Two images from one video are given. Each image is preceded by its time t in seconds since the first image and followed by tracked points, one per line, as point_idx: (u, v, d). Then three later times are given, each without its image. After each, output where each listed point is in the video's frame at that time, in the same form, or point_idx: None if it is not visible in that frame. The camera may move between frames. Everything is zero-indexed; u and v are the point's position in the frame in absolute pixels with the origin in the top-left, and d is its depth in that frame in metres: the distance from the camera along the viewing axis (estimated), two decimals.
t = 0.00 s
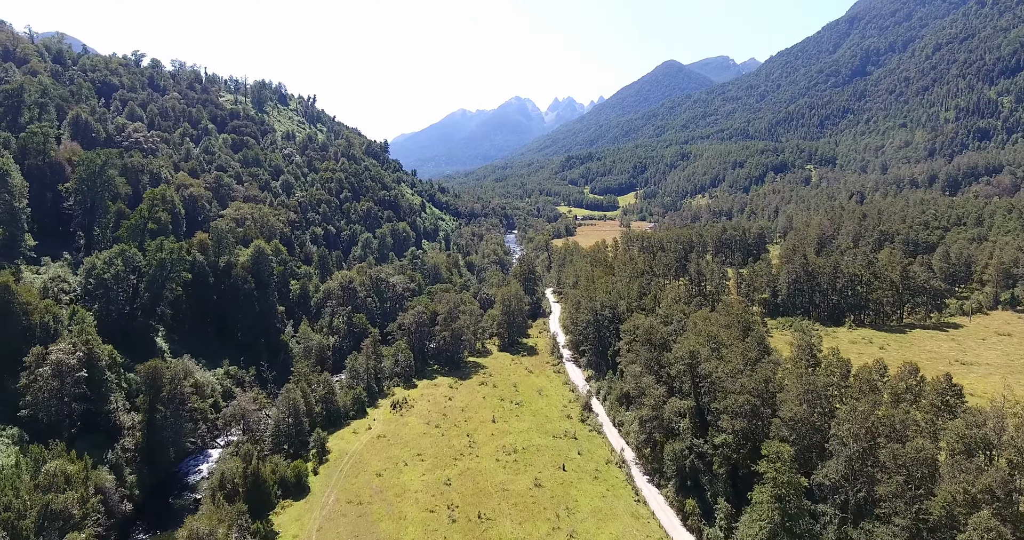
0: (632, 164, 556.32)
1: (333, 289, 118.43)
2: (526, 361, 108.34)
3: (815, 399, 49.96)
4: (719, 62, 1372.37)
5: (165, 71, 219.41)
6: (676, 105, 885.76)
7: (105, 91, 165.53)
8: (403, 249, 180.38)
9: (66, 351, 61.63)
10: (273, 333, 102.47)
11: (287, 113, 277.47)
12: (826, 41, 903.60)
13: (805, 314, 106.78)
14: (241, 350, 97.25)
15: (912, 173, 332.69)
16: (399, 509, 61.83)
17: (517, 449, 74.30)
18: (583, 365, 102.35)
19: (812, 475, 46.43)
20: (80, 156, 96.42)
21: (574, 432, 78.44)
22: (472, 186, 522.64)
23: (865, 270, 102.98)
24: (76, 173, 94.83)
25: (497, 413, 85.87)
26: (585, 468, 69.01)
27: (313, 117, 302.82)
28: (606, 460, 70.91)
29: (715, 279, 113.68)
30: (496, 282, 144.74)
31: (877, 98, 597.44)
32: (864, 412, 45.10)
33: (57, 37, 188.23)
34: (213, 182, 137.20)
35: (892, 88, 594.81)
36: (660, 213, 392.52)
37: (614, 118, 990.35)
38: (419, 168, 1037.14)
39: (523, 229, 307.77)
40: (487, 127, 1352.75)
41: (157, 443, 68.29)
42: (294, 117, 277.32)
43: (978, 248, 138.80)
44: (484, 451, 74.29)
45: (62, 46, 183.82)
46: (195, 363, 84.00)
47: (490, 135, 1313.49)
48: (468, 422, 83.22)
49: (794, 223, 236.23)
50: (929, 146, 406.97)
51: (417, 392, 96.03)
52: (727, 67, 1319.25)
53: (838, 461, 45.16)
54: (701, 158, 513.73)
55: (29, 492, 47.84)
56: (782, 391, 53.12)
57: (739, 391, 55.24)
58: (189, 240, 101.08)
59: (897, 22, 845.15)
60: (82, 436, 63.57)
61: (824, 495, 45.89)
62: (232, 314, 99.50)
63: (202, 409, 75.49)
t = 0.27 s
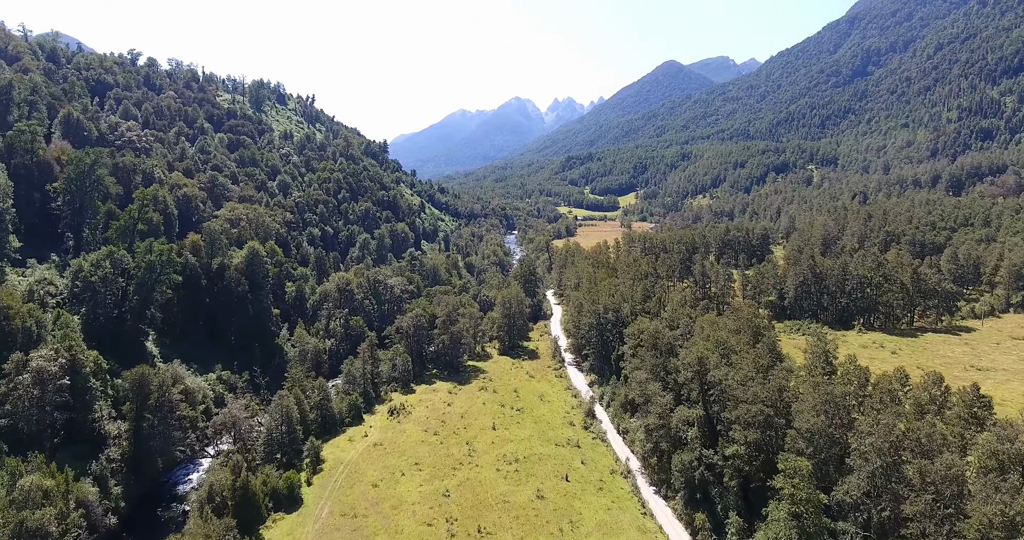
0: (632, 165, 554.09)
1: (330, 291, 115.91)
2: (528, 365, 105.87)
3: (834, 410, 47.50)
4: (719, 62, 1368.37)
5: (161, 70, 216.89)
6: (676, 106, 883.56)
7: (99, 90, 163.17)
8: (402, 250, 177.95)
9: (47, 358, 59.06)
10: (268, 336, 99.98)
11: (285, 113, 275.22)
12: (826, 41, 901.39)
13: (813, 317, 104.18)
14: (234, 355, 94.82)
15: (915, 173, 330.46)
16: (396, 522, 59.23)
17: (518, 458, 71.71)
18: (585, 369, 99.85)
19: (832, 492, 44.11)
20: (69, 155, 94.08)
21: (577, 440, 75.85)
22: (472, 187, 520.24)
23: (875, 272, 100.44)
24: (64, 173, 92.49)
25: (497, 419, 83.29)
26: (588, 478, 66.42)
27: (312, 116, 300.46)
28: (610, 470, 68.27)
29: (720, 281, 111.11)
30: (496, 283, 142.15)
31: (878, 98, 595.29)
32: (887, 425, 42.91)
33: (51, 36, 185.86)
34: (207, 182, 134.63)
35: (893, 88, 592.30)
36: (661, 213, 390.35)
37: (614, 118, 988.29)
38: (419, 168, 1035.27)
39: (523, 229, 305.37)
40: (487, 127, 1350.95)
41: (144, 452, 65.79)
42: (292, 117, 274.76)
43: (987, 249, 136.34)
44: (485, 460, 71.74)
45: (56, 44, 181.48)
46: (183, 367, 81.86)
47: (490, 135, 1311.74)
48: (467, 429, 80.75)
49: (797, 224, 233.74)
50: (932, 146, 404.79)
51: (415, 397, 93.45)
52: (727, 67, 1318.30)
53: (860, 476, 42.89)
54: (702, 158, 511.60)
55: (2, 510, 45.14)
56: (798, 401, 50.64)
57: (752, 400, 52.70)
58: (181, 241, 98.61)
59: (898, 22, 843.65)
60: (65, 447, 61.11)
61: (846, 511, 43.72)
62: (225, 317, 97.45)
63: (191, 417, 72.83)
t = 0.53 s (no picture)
0: (633, 165, 551.39)
1: (326, 294, 113.15)
2: (529, 369, 103.13)
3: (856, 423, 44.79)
4: (719, 62, 1366.21)
5: (157, 69, 214.17)
6: (676, 106, 881.11)
7: (92, 89, 160.56)
8: (401, 251, 175.31)
9: (25, 367, 56.26)
10: (262, 341, 97.34)
11: (283, 112, 272.50)
12: (827, 41, 898.49)
13: (822, 320, 101.33)
14: (226, 360, 92.10)
15: (918, 173, 327.84)
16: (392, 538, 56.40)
17: (519, 468, 68.93)
18: (588, 374, 97.07)
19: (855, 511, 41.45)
20: (57, 154, 91.51)
21: (581, 449, 73.01)
22: (472, 187, 517.54)
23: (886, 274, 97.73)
24: (51, 172, 90.01)
25: (498, 427, 80.50)
26: (593, 490, 63.54)
27: (310, 116, 297.72)
28: (616, 481, 65.41)
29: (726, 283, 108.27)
30: (496, 285, 139.35)
31: (879, 98, 592.77)
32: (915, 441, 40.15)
33: (44, 34, 183.16)
34: (201, 182, 131.82)
35: (895, 87, 589.34)
36: (662, 213, 387.75)
37: (614, 118, 985.77)
38: (419, 169, 1032.92)
39: (523, 230, 302.71)
40: (487, 127, 1348.61)
41: (129, 464, 62.80)
42: (290, 116, 272.01)
43: (997, 250, 133.52)
44: (485, 470, 68.97)
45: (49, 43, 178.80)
46: (173, 374, 79.02)
47: (490, 136, 1309.47)
48: (467, 437, 78.00)
49: (800, 224, 230.88)
50: (934, 145, 402.18)
51: (413, 403, 90.64)
52: (727, 67, 1316.08)
53: (886, 495, 40.19)
54: (703, 158, 509.03)
55: None
56: (817, 413, 47.93)
57: (767, 411, 50.00)
58: (172, 243, 95.91)
59: (898, 22, 841.57)
60: (46, 458, 58.34)
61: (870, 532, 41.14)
62: (218, 320, 94.51)
63: (179, 426, 69.96)
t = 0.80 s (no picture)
0: (634, 165, 548.19)
1: (321, 297, 109.97)
2: (531, 376, 99.78)
3: (886, 441, 41.54)
4: (719, 62, 1363.70)
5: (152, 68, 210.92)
6: (677, 106, 878.32)
7: (84, 87, 157.34)
8: (399, 253, 172.00)
9: None
10: (254, 347, 94.25)
11: (281, 112, 269.34)
12: (827, 41, 895.47)
13: (833, 324, 98.05)
14: (216, 368, 89.00)
15: (922, 173, 324.67)
16: None
17: (521, 482, 65.64)
18: (591, 380, 93.73)
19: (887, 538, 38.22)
20: (41, 153, 88.43)
21: (586, 461, 69.67)
22: (472, 188, 514.37)
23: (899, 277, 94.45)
24: (35, 172, 86.95)
25: (499, 438, 77.14)
26: (599, 506, 60.15)
27: (308, 116, 294.51)
28: (623, 497, 62.06)
29: (734, 286, 104.89)
30: (496, 288, 136.07)
31: (881, 97, 589.78)
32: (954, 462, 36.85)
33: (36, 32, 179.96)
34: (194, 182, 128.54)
35: (896, 87, 586.29)
36: (663, 214, 384.47)
37: (614, 119, 983.04)
38: (418, 169, 1030.36)
39: (523, 230, 299.41)
40: (487, 128, 1345.77)
41: (110, 479, 59.47)
42: (288, 116, 268.80)
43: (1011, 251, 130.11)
44: (485, 484, 65.64)
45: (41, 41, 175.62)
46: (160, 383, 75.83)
47: (490, 136, 1306.84)
48: (467, 448, 74.66)
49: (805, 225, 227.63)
50: (937, 145, 399.03)
51: (411, 412, 87.30)
52: (727, 68, 1313.43)
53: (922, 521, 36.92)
54: (704, 158, 505.83)
55: None
56: (842, 429, 44.66)
57: (787, 426, 46.78)
58: (160, 246, 92.61)
59: (899, 22, 839.10)
60: (19, 474, 55.16)
61: None
62: (208, 325, 91.33)
63: (164, 438, 66.60)
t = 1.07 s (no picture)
0: (634, 166, 545.87)
1: (317, 301, 107.43)
2: (532, 381, 97.21)
3: (912, 458, 39.01)
4: (718, 63, 1362.53)
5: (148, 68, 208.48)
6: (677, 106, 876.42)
7: (77, 86, 154.77)
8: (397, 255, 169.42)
9: None
10: (247, 353, 91.88)
11: (279, 112, 266.96)
12: (828, 41, 893.49)
13: (842, 328, 95.58)
14: (208, 374, 86.62)
15: (924, 173, 322.39)
16: None
17: (523, 494, 63.01)
18: (594, 386, 91.15)
19: None
20: (27, 153, 86.11)
21: (589, 472, 67.03)
22: (471, 189, 511.95)
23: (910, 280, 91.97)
24: (21, 173, 84.80)
25: (499, 447, 74.52)
26: (603, 520, 57.46)
27: (306, 116, 292.02)
28: (629, 510, 59.36)
29: (739, 289, 102.43)
30: (496, 291, 133.63)
31: (881, 98, 587.76)
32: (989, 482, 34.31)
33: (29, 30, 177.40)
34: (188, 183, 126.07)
35: (897, 87, 584.19)
36: (664, 215, 382.04)
37: (614, 120, 981.26)
38: (418, 170, 1026.62)
39: (523, 231, 296.88)
40: (486, 129, 1343.62)
41: (93, 493, 56.72)
42: (286, 117, 266.45)
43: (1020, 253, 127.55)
44: (485, 497, 63.00)
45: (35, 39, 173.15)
46: (149, 391, 73.38)
47: (490, 137, 1305.19)
48: (466, 458, 72.06)
49: (807, 226, 225.26)
50: (939, 145, 396.75)
51: (408, 419, 84.66)
52: (727, 69, 1312.39)
53: None
54: (704, 158, 503.55)
55: None
56: (863, 444, 42.16)
57: (804, 440, 44.25)
58: (151, 248, 90.05)
59: (899, 22, 837.66)
60: None
61: None
62: (199, 331, 88.97)
63: (151, 449, 63.97)
